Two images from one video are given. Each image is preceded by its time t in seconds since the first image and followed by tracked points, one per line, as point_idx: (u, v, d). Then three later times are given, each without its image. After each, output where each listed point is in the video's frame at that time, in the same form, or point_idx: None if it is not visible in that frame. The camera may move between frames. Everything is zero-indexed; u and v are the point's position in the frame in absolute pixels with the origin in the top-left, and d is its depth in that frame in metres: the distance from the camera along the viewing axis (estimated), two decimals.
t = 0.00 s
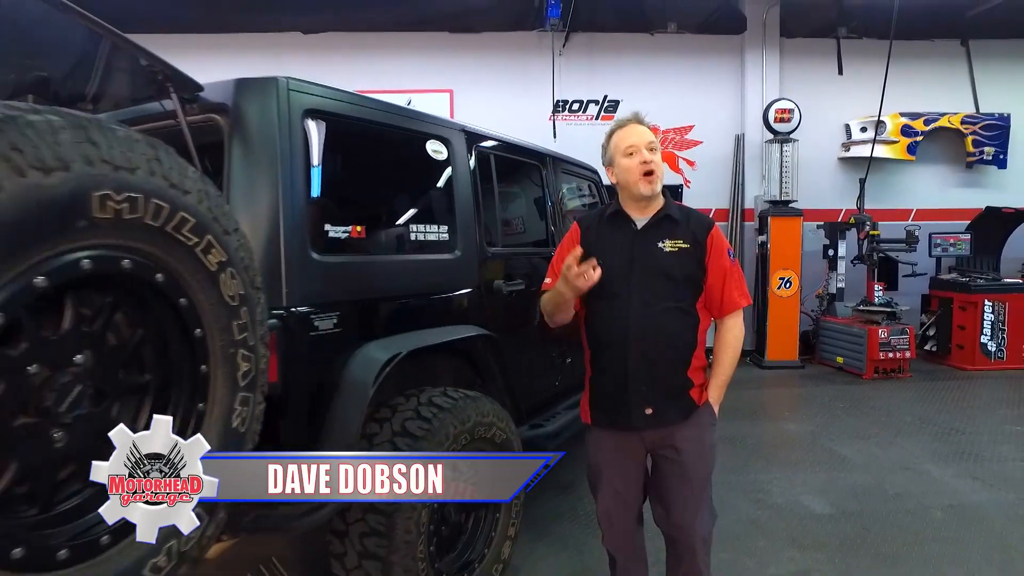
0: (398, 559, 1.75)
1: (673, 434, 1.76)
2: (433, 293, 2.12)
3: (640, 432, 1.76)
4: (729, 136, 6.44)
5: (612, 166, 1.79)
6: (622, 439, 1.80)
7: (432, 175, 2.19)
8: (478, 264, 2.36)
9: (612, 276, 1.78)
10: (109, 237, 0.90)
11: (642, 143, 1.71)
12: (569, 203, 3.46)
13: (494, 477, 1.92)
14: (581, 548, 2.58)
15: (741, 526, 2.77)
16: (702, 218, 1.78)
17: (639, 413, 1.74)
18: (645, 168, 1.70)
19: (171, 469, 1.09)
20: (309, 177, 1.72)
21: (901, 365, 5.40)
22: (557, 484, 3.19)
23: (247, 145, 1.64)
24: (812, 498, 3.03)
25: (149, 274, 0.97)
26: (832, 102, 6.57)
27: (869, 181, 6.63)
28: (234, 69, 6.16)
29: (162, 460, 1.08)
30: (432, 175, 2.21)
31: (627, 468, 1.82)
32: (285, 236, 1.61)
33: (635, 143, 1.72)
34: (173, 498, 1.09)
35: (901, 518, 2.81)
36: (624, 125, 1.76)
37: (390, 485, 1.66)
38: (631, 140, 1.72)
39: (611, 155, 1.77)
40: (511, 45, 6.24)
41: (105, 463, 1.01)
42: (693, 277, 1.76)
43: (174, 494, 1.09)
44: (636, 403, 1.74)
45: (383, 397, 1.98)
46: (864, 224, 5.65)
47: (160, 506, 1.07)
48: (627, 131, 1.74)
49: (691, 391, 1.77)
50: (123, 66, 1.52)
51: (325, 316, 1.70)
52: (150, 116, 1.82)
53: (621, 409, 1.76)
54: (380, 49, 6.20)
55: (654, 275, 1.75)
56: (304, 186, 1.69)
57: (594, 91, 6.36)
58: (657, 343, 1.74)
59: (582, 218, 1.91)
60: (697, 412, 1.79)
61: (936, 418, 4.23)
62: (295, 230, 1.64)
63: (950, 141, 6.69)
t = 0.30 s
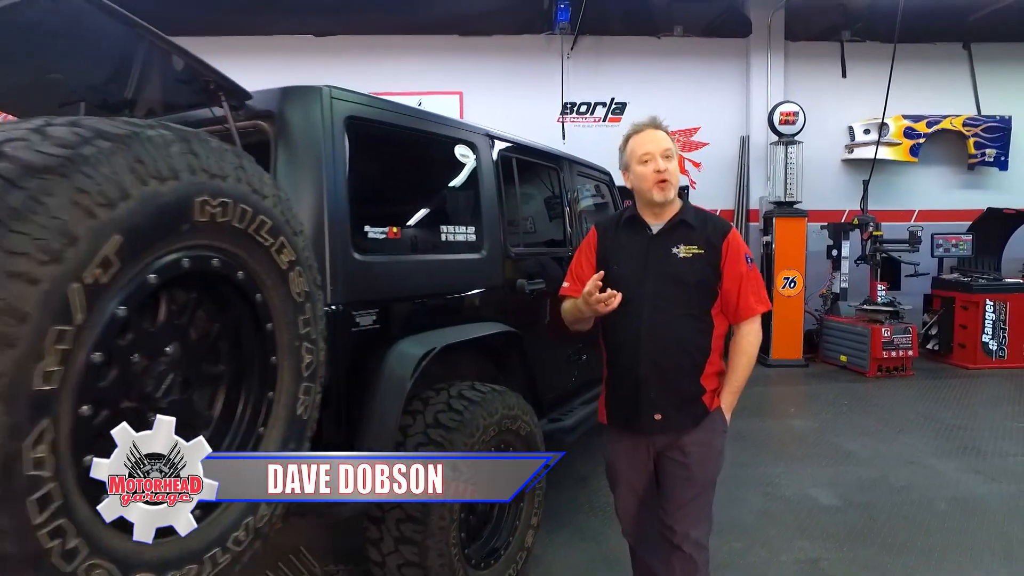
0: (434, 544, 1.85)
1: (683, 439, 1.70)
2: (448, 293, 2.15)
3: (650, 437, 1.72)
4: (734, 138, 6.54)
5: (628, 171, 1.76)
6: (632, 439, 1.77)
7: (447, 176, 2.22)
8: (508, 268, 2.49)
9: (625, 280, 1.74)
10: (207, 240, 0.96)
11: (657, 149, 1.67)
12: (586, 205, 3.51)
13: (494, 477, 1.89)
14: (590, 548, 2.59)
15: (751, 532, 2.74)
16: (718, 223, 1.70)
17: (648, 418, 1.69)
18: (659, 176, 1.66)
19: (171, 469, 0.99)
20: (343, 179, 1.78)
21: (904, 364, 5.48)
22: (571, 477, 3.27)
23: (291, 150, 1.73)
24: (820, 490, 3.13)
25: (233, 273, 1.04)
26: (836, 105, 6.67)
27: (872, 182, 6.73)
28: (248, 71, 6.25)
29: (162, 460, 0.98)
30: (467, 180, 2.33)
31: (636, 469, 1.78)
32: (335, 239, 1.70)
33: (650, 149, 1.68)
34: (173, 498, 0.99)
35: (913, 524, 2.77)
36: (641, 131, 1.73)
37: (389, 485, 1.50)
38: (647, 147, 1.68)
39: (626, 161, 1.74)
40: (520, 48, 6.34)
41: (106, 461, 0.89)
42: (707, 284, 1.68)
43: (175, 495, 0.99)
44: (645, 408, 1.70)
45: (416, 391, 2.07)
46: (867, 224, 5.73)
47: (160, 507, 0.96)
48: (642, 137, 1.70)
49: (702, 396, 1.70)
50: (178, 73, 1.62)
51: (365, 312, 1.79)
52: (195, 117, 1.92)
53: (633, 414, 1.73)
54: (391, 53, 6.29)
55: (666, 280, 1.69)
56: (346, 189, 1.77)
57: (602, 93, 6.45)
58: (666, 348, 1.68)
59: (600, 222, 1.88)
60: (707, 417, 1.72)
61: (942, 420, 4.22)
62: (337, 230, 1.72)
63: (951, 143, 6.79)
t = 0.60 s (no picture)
0: (457, 527, 1.94)
1: (690, 446, 1.71)
2: (457, 291, 2.18)
3: (655, 440, 1.75)
4: (737, 139, 6.63)
5: (653, 165, 1.75)
6: (638, 441, 1.81)
7: (453, 175, 2.25)
8: (522, 268, 2.57)
9: (643, 280, 1.77)
10: (271, 238, 1.04)
11: (683, 148, 1.64)
12: (593, 204, 3.59)
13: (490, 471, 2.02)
14: (599, 545, 2.62)
15: (757, 532, 2.74)
16: (742, 224, 1.69)
17: (652, 421, 1.73)
18: (681, 176, 1.65)
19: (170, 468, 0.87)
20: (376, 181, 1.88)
21: (904, 362, 5.55)
22: (580, 468, 3.35)
23: (323, 152, 1.82)
24: (823, 482, 3.23)
25: (290, 267, 1.12)
26: (837, 106, 6.76)
27: (872, 182, 6.83)
28: (258, 72, 6.36)
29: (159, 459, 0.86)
30: (484, 180, 2.42)
31: (640, 472, 1.82)
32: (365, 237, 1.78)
33: (676, 147, 1.66)
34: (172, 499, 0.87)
35: (921, 526, 2.77)
36: (670, 126, 1.70)
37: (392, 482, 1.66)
38: (673, 145, 1.66)
39: (652, 155, 1.72)
40: (526, 50, 6.42)
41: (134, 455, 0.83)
42: (726, 286, 1.67)
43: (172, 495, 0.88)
44: (649, 411, 1.73)
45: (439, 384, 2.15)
46: (867, 224, 5.82)
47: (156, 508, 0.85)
48: (670, 133, 1.67)
49: (715, 403, 1.70)
50: (222, 82, 1.72)
51: (394, 307, 1.89)
52: (234, 122, 2.03)
53: (638, 416, 1.77)
54: (399, 55, 6.37)
55: (680, 282, 1.71)
56: (376, 190, 1.86)
57: (607, 94, 6.54)
58: (675, 351, 1.69)
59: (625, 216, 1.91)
60: (717, 426, 1.72)
61: (945, 419, 4.25)
62: (368, 228, 1.81)
63: (951, 144, 6.88)
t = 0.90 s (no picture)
0: (480, 512, 2.05)
1: (700, 448, 1.73)
2: (466, 289, 2.22)
3: (664, 440, 1.77)
4: (738, 140, 6.74)
5: (671, 163, 1.77)
6: (647, 440, 1.82)
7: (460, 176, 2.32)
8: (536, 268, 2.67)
9: (658, 279, 1.79)
10: (325, 236, 1.14)
11: (701, 146, 1.67)
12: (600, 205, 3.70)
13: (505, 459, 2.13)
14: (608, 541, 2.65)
15: (764, 530, 2.77)
16: (761, 225, 1.71)
17: (662, 421, 1.75)
18: (700, 174, 1.68)
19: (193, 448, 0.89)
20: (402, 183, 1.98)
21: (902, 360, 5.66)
22: (588, 462, 3.43)
23: (352, 156, 1.92)
24: (824, 475, 3.32)
25: (339, 265, 1.22)
26: (837, 108, 6.87)
27: (871, 183, 6.93)
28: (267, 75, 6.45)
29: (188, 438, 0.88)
30: (496, 180, 2.52)
31: (646, 472, 1.82)
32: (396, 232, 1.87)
33: (694, 145, 1.68)
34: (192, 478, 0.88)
35: (926, 524, 2.80)
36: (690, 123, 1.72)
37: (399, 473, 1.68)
38: (691, 143, 1.68)
39: (670, 153, 1.75)
40: (531, 52, 6.53)
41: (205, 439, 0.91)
42: (742, 287, 1.70)
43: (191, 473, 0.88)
44: (659, 410, 1.76)
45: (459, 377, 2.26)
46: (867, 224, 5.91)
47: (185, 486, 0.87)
48: (690, 131, 1.70)
49: (727, 406, 1.72)
50: (256, 88, 1.80)
51: (419, 304, 1.99)
52: (262, 125, 2.11)
53: (647, 415, 1.79)
54: (405, 57, 6.47)
55: (696, 282, 1.73)
56: (402, 191, 1.96)
57: (610, 97, 6.64)
58: (684, 352, 1.73)
59: (645, 214, 1.94)
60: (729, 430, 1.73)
61: (946, 416, 4.30)
62: (395, 228, 1.91)
63: (948, 146, 7.00)
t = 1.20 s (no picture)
0: (499, 499, 2.15)
1: (717, 448, 1.77)
2: (474, 288, 2.26)
3: (682, 441, 1.79)
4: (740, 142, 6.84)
5: (679, 166, 1.81)
6: (664, 441, 1.83)
7: (470, 176, 2.37)
8: (547, 267, 2.78)
9: (672, 282, 1.81)
10: (372, 235, 1.23)
11: (707, 150, 1.69)
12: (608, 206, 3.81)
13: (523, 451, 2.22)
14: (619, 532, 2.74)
15: (773, 525, 2.83)
16: (772, 227, 1.75)
17: (682, 423, 1.78)
18: (707, 177, 1.71)
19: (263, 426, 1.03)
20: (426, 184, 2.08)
21: (901, 357, 5.75)
22: (597, 456, 3.51)
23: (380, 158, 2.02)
24: (827, 468, 3.42)
25: (382, 263, 1.31)
26: (837, 110, 6.97)
27: (871, 185, 7.04)
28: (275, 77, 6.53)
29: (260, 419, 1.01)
30: (510, 181, 2.62)
31: (663, 472, 1.84)
32: (426, 227, 1.96)
33: (701, 148, 1.71)
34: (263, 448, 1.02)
35: (931, 516, 2.88)
36: (699, 127, 1.75)
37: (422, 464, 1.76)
38: (698, 146, 1.72)
39: (679, 156, 1.79)
40: (535, 54, 6.61)
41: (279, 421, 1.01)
42: (756, 288, 1.74)
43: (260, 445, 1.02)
44: (679, 413, 1.78)
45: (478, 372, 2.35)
46: (866, 224, 6.01)
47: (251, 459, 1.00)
48: (697, 135, 1.72)
49: (745, 406, 1.76)
50: (287, 94, 1.88)
51: (441, 300, 2.09)
52: (289, 128, 2.18)
53: (666, 419, 1.80)
54: (411, 59, 6.54)
55: (711, 284, 1.76)
56: (427, 193, 2.07)
57: (613, 98, 6.74)
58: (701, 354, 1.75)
59: (651, 217, 1.96)
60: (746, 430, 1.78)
61: (947, 413, 4.39)
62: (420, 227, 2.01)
63: (947, 148, 7.09)
